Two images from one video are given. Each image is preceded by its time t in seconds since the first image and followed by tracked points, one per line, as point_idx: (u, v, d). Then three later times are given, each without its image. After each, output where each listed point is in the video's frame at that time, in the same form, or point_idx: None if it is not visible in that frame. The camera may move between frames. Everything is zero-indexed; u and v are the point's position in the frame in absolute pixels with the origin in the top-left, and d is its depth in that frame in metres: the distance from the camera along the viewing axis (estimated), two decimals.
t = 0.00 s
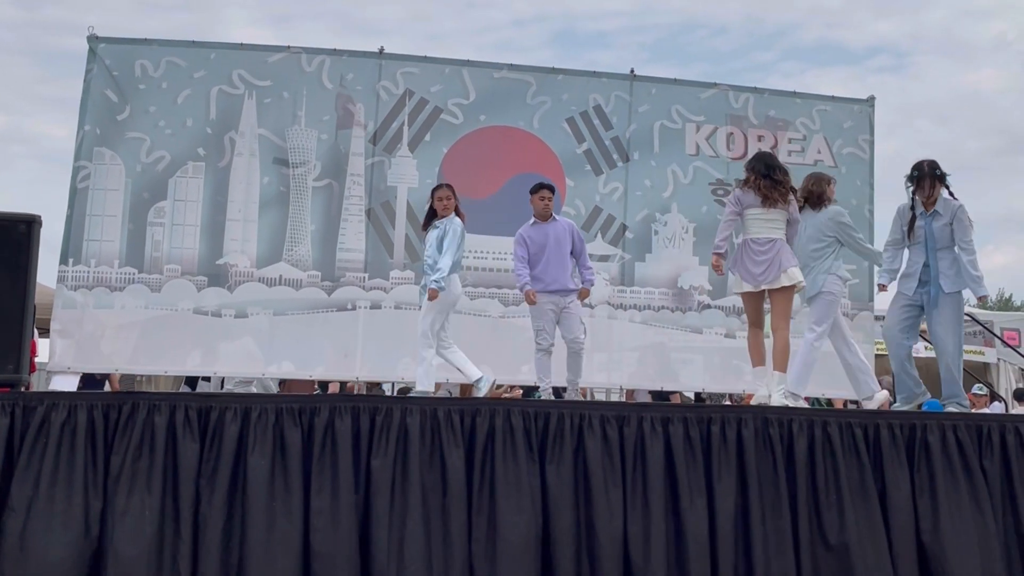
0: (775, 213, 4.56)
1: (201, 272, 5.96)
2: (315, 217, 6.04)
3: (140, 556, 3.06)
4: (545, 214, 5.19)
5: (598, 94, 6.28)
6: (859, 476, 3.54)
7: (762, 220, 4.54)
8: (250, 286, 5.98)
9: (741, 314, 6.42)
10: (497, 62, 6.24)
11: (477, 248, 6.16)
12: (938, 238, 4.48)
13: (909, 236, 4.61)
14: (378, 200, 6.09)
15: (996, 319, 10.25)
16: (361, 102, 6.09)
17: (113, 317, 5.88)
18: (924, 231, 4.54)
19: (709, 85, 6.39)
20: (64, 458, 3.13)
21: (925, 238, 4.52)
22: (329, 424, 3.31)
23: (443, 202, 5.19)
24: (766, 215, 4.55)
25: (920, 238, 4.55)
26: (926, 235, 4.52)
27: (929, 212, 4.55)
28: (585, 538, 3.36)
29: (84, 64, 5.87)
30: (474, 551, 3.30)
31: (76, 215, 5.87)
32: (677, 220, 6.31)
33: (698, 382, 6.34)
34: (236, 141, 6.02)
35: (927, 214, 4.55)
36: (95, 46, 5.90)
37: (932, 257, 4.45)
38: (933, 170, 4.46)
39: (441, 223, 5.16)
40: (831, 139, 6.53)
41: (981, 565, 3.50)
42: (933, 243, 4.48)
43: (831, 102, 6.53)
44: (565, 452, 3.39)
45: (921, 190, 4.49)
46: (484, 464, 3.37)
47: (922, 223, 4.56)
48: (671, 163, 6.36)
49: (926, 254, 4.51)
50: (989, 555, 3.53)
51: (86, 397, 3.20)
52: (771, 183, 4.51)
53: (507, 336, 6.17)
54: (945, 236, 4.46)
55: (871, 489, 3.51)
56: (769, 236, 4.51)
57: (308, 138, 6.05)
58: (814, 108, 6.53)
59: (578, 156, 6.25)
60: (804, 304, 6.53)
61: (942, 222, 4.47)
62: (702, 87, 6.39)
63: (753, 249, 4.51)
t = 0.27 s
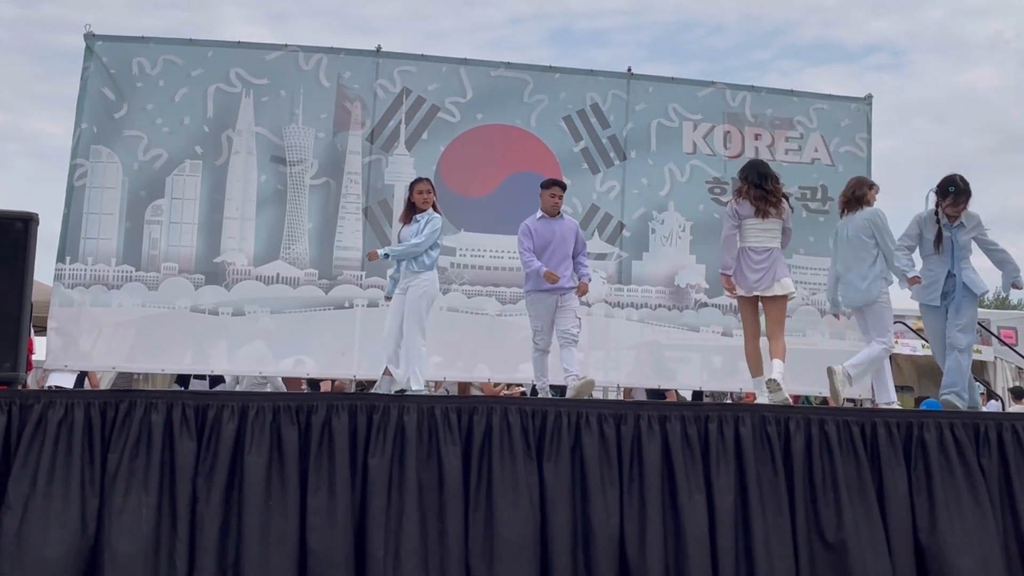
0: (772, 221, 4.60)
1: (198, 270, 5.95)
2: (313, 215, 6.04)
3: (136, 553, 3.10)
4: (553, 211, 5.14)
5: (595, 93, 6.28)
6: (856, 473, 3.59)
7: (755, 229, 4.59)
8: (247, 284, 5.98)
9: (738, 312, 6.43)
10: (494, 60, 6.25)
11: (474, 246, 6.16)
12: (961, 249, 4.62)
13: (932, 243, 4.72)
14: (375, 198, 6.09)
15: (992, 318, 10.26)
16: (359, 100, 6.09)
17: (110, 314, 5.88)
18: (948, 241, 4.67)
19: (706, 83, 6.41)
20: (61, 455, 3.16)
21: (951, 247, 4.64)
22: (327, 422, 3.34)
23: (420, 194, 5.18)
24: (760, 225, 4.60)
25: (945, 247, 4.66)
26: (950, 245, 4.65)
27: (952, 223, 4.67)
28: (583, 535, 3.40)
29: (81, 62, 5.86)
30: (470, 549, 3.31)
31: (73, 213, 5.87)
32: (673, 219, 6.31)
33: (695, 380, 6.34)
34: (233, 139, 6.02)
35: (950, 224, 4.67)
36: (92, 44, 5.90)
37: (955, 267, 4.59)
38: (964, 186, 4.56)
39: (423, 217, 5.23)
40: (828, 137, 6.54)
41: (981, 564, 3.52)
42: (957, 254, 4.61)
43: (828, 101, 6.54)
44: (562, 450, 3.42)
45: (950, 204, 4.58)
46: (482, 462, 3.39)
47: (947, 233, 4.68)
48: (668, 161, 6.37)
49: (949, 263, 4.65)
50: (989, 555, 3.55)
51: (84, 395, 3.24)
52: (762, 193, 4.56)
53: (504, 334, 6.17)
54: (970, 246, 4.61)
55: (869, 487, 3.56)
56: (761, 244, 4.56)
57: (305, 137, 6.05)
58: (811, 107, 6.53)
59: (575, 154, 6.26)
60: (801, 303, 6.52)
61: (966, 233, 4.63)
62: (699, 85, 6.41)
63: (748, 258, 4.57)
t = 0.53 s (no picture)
0: (761, 222, 4.74)
1: (195, 267, 5.95)
2: (310, 213, 6.04)
3: (132, 551, 3.10)
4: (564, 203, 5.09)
5: (593, 91, 6.28)
6: (853, 472, 3.61)
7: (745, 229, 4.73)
8: (245, 282, 5.99)
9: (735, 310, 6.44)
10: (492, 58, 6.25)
11: (472, 245, 6.16)
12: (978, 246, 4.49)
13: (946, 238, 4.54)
14: (373, 196, 6.08)
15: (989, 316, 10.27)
16: (356, 98, 6.09)
17: (108, 312, 5.88)
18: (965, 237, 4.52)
19: (703, 82, 6.41)
20: (58, 453, 3.17)
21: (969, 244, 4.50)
22: (324, 420, 3.35)
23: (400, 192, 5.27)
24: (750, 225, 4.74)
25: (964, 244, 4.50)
26: (967, 241, 4.51)
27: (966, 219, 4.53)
28: (581, 533, 3.41)
29: (78, 59, 5.86)
30: (468, 547, 3.31)
31: (70, 210, 5.86)
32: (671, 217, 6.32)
33: (692, 378, 6.35)
34: (231, 136, 6.02)
35: (966, 220, 4.52)
36: (89, 41, 5.89)
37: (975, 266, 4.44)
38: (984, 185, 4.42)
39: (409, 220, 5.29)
40: (826, 136, 6.54)
41: (981, 563, 3.53)
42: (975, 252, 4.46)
43: (825, 99, 6.54)
44: (559, 448, 3.43)
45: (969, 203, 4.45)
46: (479, 461, 3.40)
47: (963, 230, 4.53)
48: (666, 159, 6.37)
49: (965, 258, 4.50)
50: (988, 553, 3.55)
51: (81, 392, 3.24)
52: (750, 194, 4.70)
53: (501, 333, 6.18)
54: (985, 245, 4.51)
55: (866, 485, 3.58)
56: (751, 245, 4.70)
57: (303, 134, 6.05)
58: (809, 105, 6.53)
59: (572, 152, 6.26)
60: (798, 301, 6.52)
61: (982, 231, 4.51)
62: (697, 83, 6.41)
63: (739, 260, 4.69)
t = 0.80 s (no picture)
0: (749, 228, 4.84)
1: (192, 265, 5.95)
2: (307, 210, 6.04)
3: (128, 548, 3.11)
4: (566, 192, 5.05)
5: (590, 89, 6.28)
6: (850, 469, 3.62)
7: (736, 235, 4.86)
8: (241, 279, 5.98)
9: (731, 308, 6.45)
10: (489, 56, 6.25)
11: (468, 242, 6.16)
12: (994, 252, 4.63)
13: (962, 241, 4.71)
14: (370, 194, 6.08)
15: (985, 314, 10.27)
16: (353, 95, 6.08)
17: (104, 310, 5.87)
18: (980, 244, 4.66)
19: (700, 80, 6.42)
20: (55, 451, 3.18)
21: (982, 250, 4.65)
22: (321, 418, 3.35)
23: (378, 193, 5.29)
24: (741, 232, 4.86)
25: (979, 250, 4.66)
26: (981, 247, 4.66)
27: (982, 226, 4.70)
28: (577, 531, 3.42)
29: (75, 56, 5.84)
30: (465, 544, 3.32)
31: (66, 207, 5.86)
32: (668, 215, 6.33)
33: (688, 376, 6.35)
34: (228, 134, 6.01)
35: (981, 227, 4.70)
36: (85, 38, 5.88)
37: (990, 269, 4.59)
38: (997, 191, 4.64)
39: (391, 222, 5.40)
40: (822, 134, 6.55)
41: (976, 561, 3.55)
42: (990, 255, 4.61)
43: (822, 97, 6.55)
44: (555, 445, 3.44)
45: (982, 208, 4.66)
46: (476, 458, 3.41)
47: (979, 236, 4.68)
48: (662, 157, 6.38)
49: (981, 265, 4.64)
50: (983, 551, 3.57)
51: (77, 390, 3.25)
52: (737, 203, 4.81)
53: (497, 331, 6.17)
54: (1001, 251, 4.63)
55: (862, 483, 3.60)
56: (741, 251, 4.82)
57: (300, 132, 6.05)
58: (805, 103, 6.54)
59: (569, 150, 6.27)
60: (794, 299, 6.52)
61: (999, 236, 4.65)
62: (694, 81, 6.41)
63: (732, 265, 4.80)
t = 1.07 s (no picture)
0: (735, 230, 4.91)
1: (188, 261, 5.95)
2: (304, 207, 6.04)
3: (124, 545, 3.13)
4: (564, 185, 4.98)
5: (586, 86, 6.29)
6: (844, 466, 3.64)
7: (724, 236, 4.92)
8: (238, 276, 5.98)
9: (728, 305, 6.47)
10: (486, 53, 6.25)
11: (465, 239, 6.16)
12: (1009, 253, 4.56)
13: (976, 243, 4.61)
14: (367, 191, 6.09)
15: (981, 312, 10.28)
16: (350, 92, 6.08)
17: (100, 306, 5.87)
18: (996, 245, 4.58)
19: (697, 78, 6.42)
20: (52, 447, 3.19)
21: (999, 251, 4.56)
22: (317, 414, 3.36)
23: (364, 189, 5.30)
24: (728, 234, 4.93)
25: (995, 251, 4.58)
26: (998, 249, 4.59)
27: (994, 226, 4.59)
28: (573, 528, 3.43)
29: (71, 53, 5.83)
30: (462, 541, 3.33)
31: (62, 204, 5.85)
32: (665, 212, 6.33)
33: (684, 373, 6.37)
34: (224, 130, 6.01)
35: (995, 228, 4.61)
36: (82, 34, 5.86)
37: (1007, 271, 4.50)
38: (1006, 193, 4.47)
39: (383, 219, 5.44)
40: (819, 132, 6.56)
41: (971, 558, 3.58)
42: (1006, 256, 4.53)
43: (818, 95, 6.55)
44: (551, 442, 3.45)
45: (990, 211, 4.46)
46: (473, 455, 3.42)
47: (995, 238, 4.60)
48: (659, 155, 6.38)
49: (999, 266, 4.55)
50: (979, 548, 3.60)
51: (73, 387, 3.26)
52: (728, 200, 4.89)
53: (494, 327, 6.18)
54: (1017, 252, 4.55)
55: (857, 478, 3.62)
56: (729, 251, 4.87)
57: (297, 128, 6.04)
58: (802, 101, 6.55)
59: (566, 147, 6.27)
60: (791, 296, 6.52)
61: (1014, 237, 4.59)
62: (690, 79, 6.42)
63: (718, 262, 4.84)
